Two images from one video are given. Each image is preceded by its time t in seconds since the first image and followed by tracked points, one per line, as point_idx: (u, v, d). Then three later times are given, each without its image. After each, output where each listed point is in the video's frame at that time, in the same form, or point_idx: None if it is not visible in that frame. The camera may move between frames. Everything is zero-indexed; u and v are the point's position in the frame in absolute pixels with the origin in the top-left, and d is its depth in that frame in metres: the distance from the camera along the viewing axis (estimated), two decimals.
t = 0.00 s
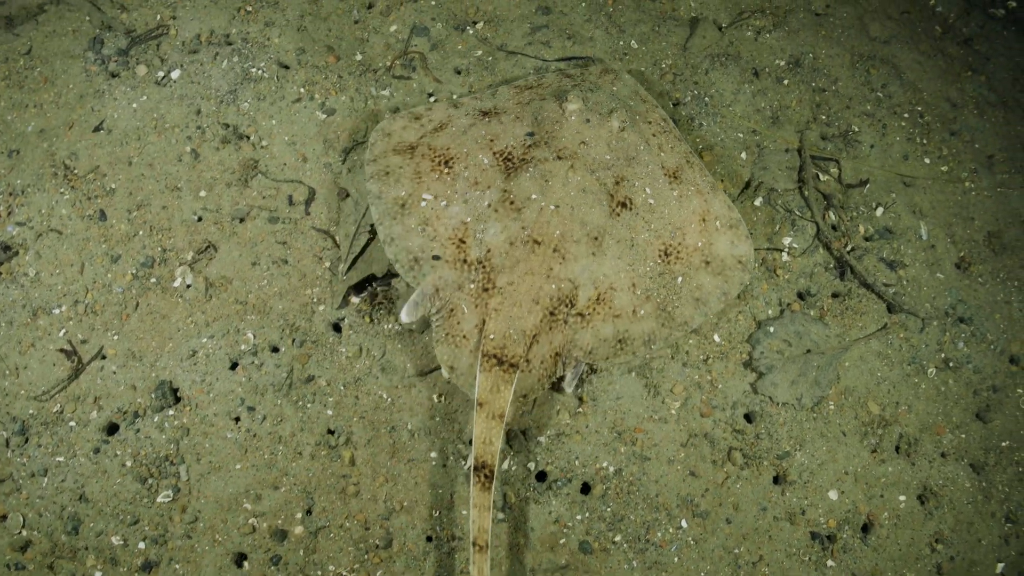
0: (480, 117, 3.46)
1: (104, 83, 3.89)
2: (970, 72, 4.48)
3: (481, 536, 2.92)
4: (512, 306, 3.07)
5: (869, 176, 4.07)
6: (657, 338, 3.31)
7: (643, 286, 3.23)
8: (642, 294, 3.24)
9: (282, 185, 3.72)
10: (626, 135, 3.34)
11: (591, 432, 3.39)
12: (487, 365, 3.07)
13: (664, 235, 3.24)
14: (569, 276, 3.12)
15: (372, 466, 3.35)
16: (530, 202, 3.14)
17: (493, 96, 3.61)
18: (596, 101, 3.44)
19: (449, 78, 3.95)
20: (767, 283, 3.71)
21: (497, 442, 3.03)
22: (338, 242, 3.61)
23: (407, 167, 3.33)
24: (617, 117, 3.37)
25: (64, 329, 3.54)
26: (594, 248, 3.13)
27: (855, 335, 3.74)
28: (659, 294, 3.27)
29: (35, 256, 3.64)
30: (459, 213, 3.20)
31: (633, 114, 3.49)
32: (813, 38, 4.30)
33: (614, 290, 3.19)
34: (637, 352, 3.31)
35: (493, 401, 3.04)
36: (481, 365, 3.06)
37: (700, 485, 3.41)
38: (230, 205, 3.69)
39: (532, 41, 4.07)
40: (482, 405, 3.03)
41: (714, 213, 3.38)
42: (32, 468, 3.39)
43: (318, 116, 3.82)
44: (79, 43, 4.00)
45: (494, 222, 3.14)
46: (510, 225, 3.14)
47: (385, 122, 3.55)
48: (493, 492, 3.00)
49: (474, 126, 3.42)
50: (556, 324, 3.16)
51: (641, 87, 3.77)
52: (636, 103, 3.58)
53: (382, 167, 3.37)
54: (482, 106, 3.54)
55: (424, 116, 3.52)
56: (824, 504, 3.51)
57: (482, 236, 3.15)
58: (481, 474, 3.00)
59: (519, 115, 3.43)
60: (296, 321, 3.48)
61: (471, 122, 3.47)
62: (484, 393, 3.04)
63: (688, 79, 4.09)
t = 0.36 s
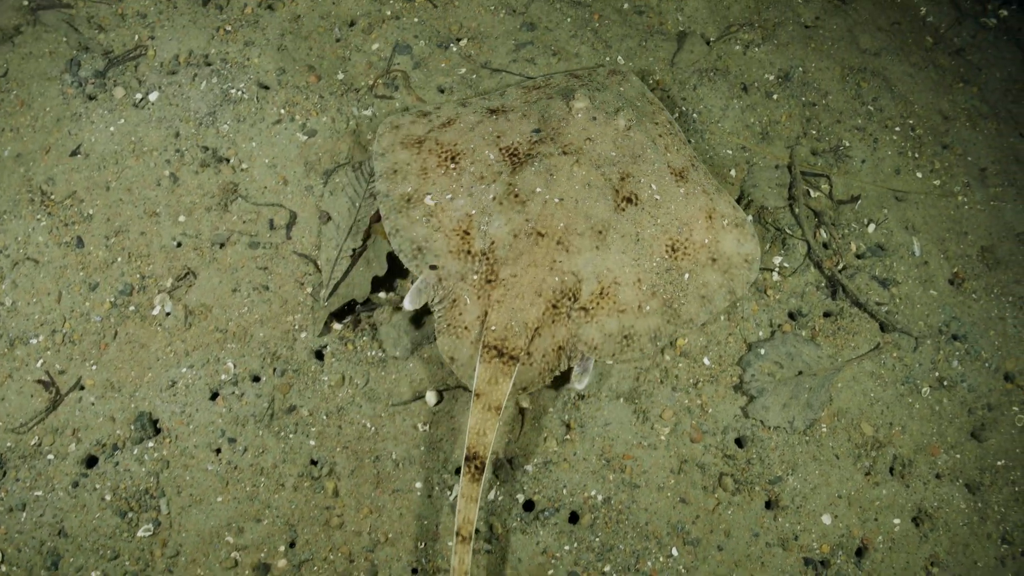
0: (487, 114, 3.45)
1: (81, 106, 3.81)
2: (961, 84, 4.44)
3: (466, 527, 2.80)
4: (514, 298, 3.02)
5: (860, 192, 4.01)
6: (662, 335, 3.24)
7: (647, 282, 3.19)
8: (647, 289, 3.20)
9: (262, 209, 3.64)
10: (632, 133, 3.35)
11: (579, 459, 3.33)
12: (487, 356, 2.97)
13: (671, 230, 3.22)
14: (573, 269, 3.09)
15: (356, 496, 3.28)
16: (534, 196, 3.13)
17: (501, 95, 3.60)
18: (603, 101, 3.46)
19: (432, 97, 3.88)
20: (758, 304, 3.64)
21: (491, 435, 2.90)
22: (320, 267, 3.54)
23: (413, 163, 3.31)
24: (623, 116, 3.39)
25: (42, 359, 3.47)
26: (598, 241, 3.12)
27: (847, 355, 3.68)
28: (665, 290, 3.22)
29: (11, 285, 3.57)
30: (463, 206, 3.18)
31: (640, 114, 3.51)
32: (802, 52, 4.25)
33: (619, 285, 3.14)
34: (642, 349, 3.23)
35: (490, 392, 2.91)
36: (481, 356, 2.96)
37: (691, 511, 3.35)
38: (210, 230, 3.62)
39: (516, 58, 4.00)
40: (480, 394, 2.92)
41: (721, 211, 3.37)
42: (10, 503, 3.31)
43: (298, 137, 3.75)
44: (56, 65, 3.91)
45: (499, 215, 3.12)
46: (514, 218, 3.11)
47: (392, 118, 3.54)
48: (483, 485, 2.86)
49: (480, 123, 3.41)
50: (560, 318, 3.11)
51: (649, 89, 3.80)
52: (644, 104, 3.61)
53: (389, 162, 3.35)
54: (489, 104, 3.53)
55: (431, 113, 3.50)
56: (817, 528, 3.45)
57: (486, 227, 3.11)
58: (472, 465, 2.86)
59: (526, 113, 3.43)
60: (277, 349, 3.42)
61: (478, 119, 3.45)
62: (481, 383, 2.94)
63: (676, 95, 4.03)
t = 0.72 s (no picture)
0: (498, 117, 3.53)
1: (60, 132, 3.74)
2: (956, 95, 4.38)
3: (460, 522, 2.82)
4: (522, 294, 3.03)
5: (854, 209, 3.94)
6: (670, 335, 3.25)
7: (657, 280, 3.19)
8: (657, 288, 3.20)
9: (244, 236, 3.58)
10: (640, 136, 3.44)
11: (569, 489, 3.26)
12: (495, 353, 2.99)
13: (680, 230, 3.25)
14: (582, 266, 3.10)
15: (342, 530, 3.20)
16: (543, 194, 3.17)
17: (511, 97, 3.68)
18: (612, 103, 3.56)
19: (416, 117, 3.81)
20: (751, 327, 3.58)
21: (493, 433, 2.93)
22: (303, 294, 3.48)
23: (424, 163, 3.37)
24: (632, 119, 3.48)
25: (21, 393, 3.40)
26: (607, 239, 3.13)
27: (842, 377, 3.61)
28: (674, 290, 3.23)
29: None
30: (473, 205, 3.21)
31: (648, 117, 3.60)
32: (793, 66, 4.19)
33: (629, 282, 3.14)
34: (649, 348, 3.24)
35: (495, 389, 2.93)
36: (489, 353, 2.99)
37: (684, 540, 3.27)
38: (191, 258, 3.55)
39: (502, 76, 3.93)
40: (484, 392, 2.94)
41: (726, 218, 3.42)
42: None
43: (280, 161, 3.68)
44: (33, 89, 3.82)
45: (508, 213, 3.15)
46: (523, 216, 3.14)
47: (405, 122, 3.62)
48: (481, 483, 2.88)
49: (491, 125, 3.49)
50: (568, 315, 3.12)
51: (657, 94, 3.87)
52: (652, 108, 3.70)
53: (400, 163, 3.41)
54: (500, 107, 3.60)
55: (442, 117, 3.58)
56: (814, 555, 3.36)
57: (495, 225, 3.14)
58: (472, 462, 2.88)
59: (535, 115, 3.52)
60: (261, 380, 3.36)
61: (489, 123, 3.53)
62: (487, 380, 2.95)
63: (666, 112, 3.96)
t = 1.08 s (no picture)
0: (507, 116, 3.51)
1: (37, 157, 3.67)
2: (949, 102, 4.33)
3: (462, 516, 2.83)
4: (531, 289, 3.00)
5: (847, 221, 3.88)
6: (679, 334, 3.21)
7: (668, 277, 3.14)
8: (668, 285, 3.14)
9: (226, 260, 3.52)
10: (649, 135, 3.41)
11: (559, 514, 3.20)
12: (503, 348, 2.98)
13: (689, 230, 3.21)
14: (592, 261, 3.04)
15: (328, 560, 3.14)
16: (552, 190, 3.11)
17: (520, 95, 3.65)
18: (621, 103, 3.52)
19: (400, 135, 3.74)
20: (743, 345, 3.51)
21: (500, 429, 2.92)
22: (286, 318, 3.42)
23: (433, 164, 3.36)
24: (641, 118, 3.44)
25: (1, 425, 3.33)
26: (617, 234, 3.09)
27: (837, 395, 3.55)
28: (684, 288, 3.19)
29: None
30: (482, 203, 3.19)
31: (657, 117, 3.56)
32: (783, 75, 4.13)
33: (640, 277, 3.09)
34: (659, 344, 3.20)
35: (502, 385, 2.93)
36: (498, 348, 2.97)
37: (676, 565, 3.21)
38: (172, 283, 3.49)
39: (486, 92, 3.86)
40: (491, 386, 2.93)
41: (728, 224, 3.42)
42: None
43: (261, 183, 3.61)
44: (9, 113, 3.75)
45: (516, 210, 3.12)
46: (531, 213, 3.11)
47: (414, 122, 3.61)
48: (485, 478, 2.89)
49: (500, 125, 3.47)
50: (578, 310, 3.07)
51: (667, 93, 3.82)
52: (661, 108, 3.66)
53: (410, 164, 3.42)
54: (509, 105, 3.58)
55: (451, 116, 3.55)
56: None
57: (504, 222, 3.12)
58: (478, 457, 2.90)
59: (544, 114, 3.47)
60: (244, 409, 3.30)
61: (498, 122, 3.51)
62: (496, 376, 2.94)
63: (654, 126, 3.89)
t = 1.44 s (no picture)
0: (520, 114, 3.55)
1: (18, 181, 3.61)
2: (945, 109, 4.27)
3: (469, 512, 2.81)
4: (543, 284, 3.00)
5: (842, 234, 3.82)
6: (688, 334, 3.23)
7: (679, 276, 3.17)
8: (679, 284, 3.17)
9: (210, 284, 3.47)
10: (661, 136, 3.45)
11: (551, 540, 3.15)
12: (514, 343, 2.97)
13: (699, 233, 3.24)
14: (605, 258, 3.06)
15: None
16: (565, 187, 3.14)
17: (532, 93, 3.70)
18: (633, 104, 3.56)
19: (386, 154, 3.68)
20: (736, 364, 3.45)
21: (509, 424, 2.92)
22: (271, 343, 3.37)
23: (446, 165, 3.39)
24: (653, 119, 3.49)
25: None
26: (629, 232, 3.10)
27: (833, 413, 3.49)
28: (693, 290, 3.22)
29: None
30: (494, 200, 3.22)
31: (669, 117, 3.59)
32: (776, 85, 4.07)
33: (652, 275, 3.11)
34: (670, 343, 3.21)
35: (513, 380, 2.93)
36: (508, 343, 2.97)
37: None
38: (156, 309, 3.44)
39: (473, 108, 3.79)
40: (502, 381, 2.93)
41: (741, 224, 3.40)
42: None
43: (245, 206, 3.56)
44: None
45: (529, 207, 3.15)
46: (545, 209, 3.13)
47: (427, 116, 3.62)
48: (494, 473, 2.88)
49: (513, 123, 3.50)
50: (591, 306, 3.07)
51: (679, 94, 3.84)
52: (674, 108, 3.67)
53: (424, 164, 3.43)
54: (522, 102, 3.62)
55: (465, 111, 3.59)
56: None
57: (516, 218, 3.13)
58: (486, 452, 2.88)
59: (557, 114, 3.51)
60: (229, 437, 3.26)
61: (511, 120, 3.55)
62: (506, 371, 2.94)
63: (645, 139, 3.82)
